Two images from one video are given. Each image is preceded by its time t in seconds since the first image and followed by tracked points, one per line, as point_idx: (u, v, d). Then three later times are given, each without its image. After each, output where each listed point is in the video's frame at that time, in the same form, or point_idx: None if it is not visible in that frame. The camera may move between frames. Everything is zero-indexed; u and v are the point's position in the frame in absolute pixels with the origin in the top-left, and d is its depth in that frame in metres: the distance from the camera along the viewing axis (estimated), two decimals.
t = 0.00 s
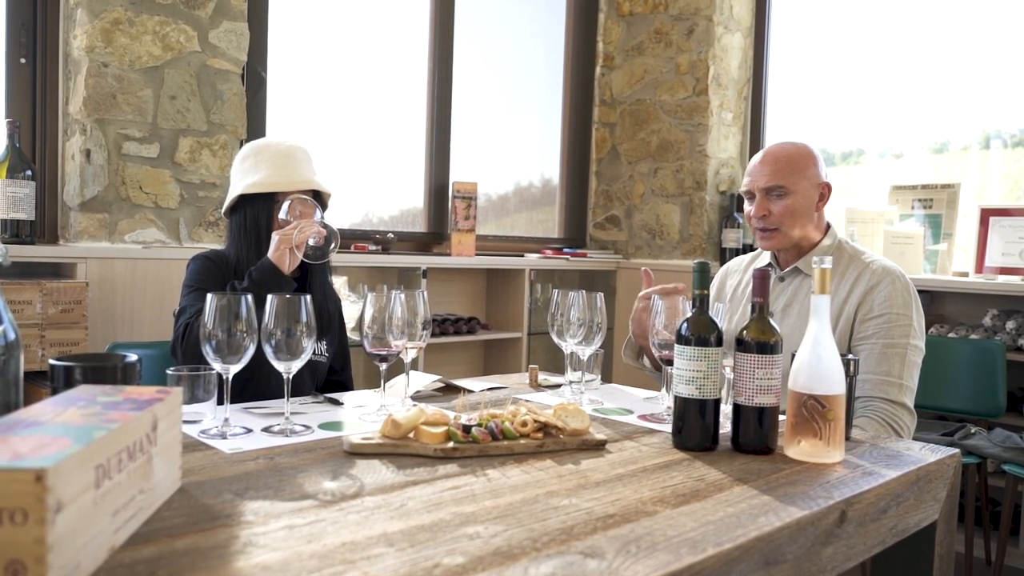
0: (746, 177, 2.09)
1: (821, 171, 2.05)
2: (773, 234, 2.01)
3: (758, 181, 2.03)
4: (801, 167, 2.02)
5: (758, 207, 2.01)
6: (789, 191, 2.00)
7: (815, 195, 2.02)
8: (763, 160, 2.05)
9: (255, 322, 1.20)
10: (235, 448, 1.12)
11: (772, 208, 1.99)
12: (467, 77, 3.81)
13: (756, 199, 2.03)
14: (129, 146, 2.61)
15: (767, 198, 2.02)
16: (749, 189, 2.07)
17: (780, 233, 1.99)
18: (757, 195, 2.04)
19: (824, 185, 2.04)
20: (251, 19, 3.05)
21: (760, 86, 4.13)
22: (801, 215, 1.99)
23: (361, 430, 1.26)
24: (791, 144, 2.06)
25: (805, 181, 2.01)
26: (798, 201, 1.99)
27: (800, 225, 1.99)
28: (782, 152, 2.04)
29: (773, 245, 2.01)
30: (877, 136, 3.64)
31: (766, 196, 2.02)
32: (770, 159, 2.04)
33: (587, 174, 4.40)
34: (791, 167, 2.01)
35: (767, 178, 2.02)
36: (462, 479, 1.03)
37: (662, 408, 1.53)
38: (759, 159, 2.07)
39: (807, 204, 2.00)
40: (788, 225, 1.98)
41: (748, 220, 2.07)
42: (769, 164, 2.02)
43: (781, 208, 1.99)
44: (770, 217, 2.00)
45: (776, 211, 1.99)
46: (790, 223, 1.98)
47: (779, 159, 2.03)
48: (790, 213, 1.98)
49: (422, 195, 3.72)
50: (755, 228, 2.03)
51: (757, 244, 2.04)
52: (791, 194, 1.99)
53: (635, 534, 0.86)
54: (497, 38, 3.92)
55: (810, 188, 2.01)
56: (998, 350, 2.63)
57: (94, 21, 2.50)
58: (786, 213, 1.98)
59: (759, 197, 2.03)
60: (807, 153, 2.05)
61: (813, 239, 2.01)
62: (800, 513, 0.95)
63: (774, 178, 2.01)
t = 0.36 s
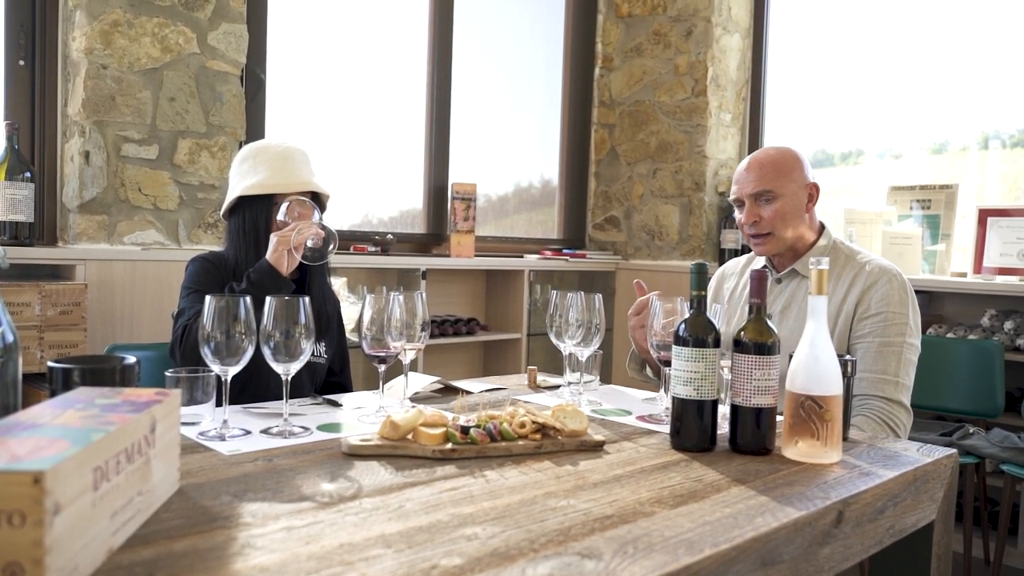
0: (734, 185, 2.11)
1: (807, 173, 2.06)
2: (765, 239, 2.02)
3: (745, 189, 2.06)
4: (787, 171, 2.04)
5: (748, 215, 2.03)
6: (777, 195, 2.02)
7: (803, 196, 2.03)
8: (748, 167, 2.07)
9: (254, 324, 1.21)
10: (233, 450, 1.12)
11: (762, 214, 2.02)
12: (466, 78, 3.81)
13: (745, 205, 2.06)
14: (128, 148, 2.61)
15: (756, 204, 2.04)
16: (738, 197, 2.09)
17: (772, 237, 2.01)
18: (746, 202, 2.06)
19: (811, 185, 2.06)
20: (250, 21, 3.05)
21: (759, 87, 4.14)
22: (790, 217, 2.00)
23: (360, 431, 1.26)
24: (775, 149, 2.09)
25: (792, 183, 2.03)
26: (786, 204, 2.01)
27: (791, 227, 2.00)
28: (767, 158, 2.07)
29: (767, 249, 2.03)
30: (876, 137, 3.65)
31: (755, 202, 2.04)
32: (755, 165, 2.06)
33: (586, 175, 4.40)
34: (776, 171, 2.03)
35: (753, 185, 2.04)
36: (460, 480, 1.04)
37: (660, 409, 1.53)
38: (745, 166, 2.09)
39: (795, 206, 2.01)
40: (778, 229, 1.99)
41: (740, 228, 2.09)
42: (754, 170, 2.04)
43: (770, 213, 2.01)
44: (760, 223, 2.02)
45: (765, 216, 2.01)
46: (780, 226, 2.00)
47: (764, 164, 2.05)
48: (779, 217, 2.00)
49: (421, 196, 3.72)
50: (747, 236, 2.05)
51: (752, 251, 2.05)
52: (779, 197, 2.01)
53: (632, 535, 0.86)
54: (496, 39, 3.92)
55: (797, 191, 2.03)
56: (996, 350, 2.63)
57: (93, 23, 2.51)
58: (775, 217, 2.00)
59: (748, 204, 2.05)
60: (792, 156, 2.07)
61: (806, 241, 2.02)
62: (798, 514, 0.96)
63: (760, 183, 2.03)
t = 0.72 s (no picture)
0: (730, 185, 2.12)
1: (802, 173, 2.07)
2: (761, 238, 2.02)
3: (742, 188, 2.06)
4: (783, 170, 2.05)
5: (744, 214, 2.04)
6: (773, 194, 2.03)
7: (798, 196, 2.05)
8: (745, 166, 2.08)
9: (253, 326, 1.21)
10: (232, 452, 1.12)
11: (758, 213, 2.02)
12: (465, 81, 3.82)
13: (741, 204, 2.07)
14: (127, 151, 2.61)
15: (752, 202, 2.05)
16: (734, 196, 2.10)
17: (767, 235, 2.01)
18: (742, 202, 2.07)
19: (806, 185, 2.07)
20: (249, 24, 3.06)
21: (757, 89, 4.14)
22: (786, 217, 2.01)
23: (358, 433, 1.26)
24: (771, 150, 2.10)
25: (788, 183, 2.04)
26: (782, 203, 2.02)
27: (786, 226, 2.01)
28: (764, 157, 2.08)
29: (761, 248, 2.03)
30: (874, 138, 3.65)
31: (751, 201, 2.05)
32: (752, 164, 2.07)
33: (585, 177, 4.40)
34: (773, 170, 2.04)
35: (750, 184, 2.05)
36: (459, 482, 1.04)
37: (658, 411, 1.54)
38: (741, 166, 2.10)
39: (791, 206, 2.02)
40: (774, 227, 2.00)
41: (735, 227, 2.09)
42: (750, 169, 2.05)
43: (766, 212, 2.01)
44: (756, 222, 2.02)
45: (761, 215, 2.02)
46: (776, 225, 2.01)
47: (760, 164, 2.06)
48: (775, 216, 2.01)
49: (419, 198, 3.72)
50: (743, 235, 2.06)
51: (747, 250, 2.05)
52: (775, 197, 2.02)
53: (630, 537, 0.86)
54: (495, 41, 3.93)
55: (793, 190, 2.04)
56: (994, 351, 2.63)
57: (92, 26, 2.51)
58: (772, 216, 2.01)
59: (745, 204, 2.06)
60: (788, 156, 2.09)
61: (801, 240, 2.03)
62: (795, 516, 0.96)
63: (757, 183, 2.04)
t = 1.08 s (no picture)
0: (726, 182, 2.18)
1: (797, 174, 2.10)
2: (745, 231, 2.06)
3: (733, 184, 2.12)
4: (775, 169, 2.10)
5: (732, 209, 2.09)
6: (760, 190, 2.07)
7: (789, 194, 2.07)
8: (739, 164, 2.15)
9: (252, 329, 1.21)
10: (231, 455, 1.13)
11: (745, 210, 2.07)
12: (465, 83, 3.82)
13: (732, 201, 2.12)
14: (126, 153, 2.61)
15: (740, 197, 2.11)
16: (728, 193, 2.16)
17: (751, 229, 2.05)
18: (733, 197, 2.12)
19: (801, 187, 2.09)
20: (249, 26, 3.06)
21: (756, 90, 4.15)
22: (773, 214, 2.04)
23: (358, 436, 1.27)
24: (768, 151, 2.15)
25: (778, 180, 2.08)
26: (770, 200, 2.05)
27: (771, 221, 2.03)
28: (758, 156, 2.13)
29: (747, 242, 2.06)
30: (874, 139, 3.66)
31: (741, 198, 2.10)
32: (745, 162, 2.14)
33: (584, 178, 4.40)
34: (763, 167, 2.09)
35: (740, 181, 2.11)
36: (458, 484, 1.04)
37: (658, 412, 1.54)
38: (737, 165, 2.16)
39: (779, 202, 2.05)
40: (758, 222, 2.04)
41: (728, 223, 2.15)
42: (741, 165, 2.12)
43: (752, 208, 2.06)
44: (743, 218, 2.07)
45: (748, 211, 2.07)
46: (763, 222, 2.04)
47: (754, 162, 2.11)
48: (762, 212, 2.04)
49: (419, 201, 3.73)
50: (732, 230, 2.11)
51: (734, 244, 2.10)
52: (763, 194, 2.07)
53: (629, 538, 0.86)
54: (494, 43, 3.93)
55: (783, 187, 2.07)
56: (994, 351, 2.63)
57: (92, 30, 2.51)
58: (757, 212, 2.05)
59: (734, 200, 2.12)
60: (787, 157, 2.12)
61: (791, 240, 2.04)
62: (794, 516, 0.96)
63: (747, 180, 2.09)
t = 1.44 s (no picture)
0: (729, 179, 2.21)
1: (796, 172, 2.10)
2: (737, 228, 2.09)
3: (730, 180, 2.15)
4: (771, 166, 2.10)
5: (726, 205, 2.13)
6: (753, 187, 2.09)
7: (783, 191, 2.07)
8: (737, 162, 2.17)
9: (254, 330, 1.21)
10: (233, 456, 1.13)
11: (738, 205, 2.10)
12: (466, 84, 3.83)
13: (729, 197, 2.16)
14: (128, 155, 2.62)
15: (735, 194, 2.13)
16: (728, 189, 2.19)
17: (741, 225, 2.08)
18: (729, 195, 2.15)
19: (798, 185, 2.09)
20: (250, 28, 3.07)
21: (757, 91, 4.15)
22: (764, 211, 2.05)
23: (359, 437, 1.27)
24: (769, 150, 2.16)
25: (772, 178, 2.09)
26: (762, 197, 2.07)
27: (762, 217, 2.05)
28: (758, 154, 2.15)
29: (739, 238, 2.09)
30: (875, 139, 3.65)
31: (736, 193, 2.13)
32: (742, 160, 2.16)
33: (586, 179, 4.41)
34: (758, 165, 2.11)
35: (736, 177, 2.14)
36: (459, 485, 1.04)
37: (659, 414, 1.54)
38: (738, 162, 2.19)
39: (771, 199, 2.06)
40: (749, 219, 2.06)
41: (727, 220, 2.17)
42: (737, 163, 2.15)
43: (745, 204, 2.09)
44: (737, 214, 2.10)
45: (740, 207, 2.10)
46: (753, 218, 2.06)
47: (752, 159, 2.13)
48: (753, 209, 2.07)
49: (420, 202, 3.73)
50: (728, 226, 2.14)
51: (729, 241, 2.13)
52: (756, 190, 2.09)
53: (630, 539, 0.86)
54: (495, 44, 3.93)
55: (776, 184, 2.08)
56: (996, 353, 2.63)
57: (93, 32, 2.52)
58: (749, 208, 2.08)
59: (731, 195, 2.15)
60: (785, 154, 2.12)
61: (784, 238, 2.05)
62: (795, 518, 0.96)
63: (742, 176, 2.12)
